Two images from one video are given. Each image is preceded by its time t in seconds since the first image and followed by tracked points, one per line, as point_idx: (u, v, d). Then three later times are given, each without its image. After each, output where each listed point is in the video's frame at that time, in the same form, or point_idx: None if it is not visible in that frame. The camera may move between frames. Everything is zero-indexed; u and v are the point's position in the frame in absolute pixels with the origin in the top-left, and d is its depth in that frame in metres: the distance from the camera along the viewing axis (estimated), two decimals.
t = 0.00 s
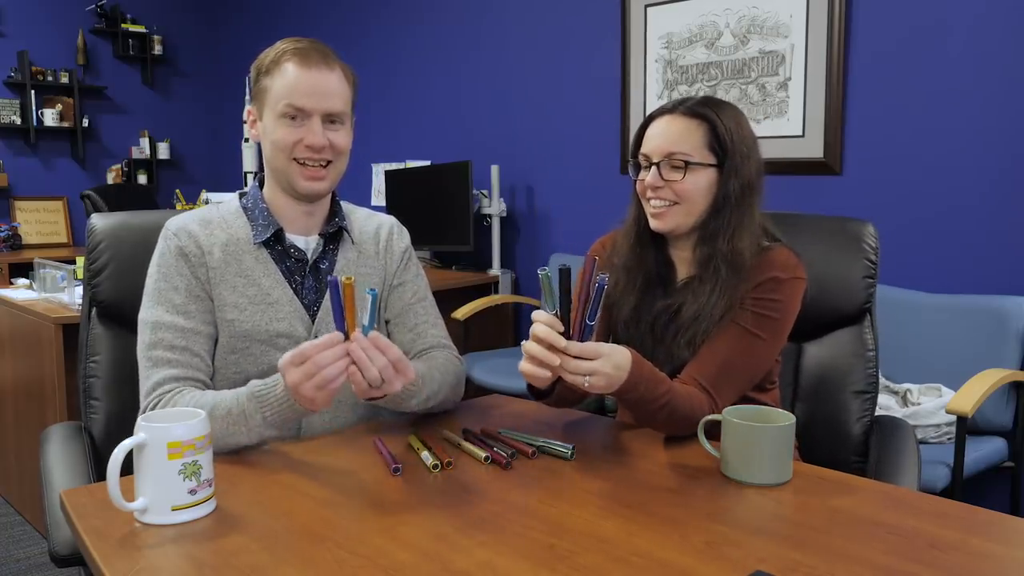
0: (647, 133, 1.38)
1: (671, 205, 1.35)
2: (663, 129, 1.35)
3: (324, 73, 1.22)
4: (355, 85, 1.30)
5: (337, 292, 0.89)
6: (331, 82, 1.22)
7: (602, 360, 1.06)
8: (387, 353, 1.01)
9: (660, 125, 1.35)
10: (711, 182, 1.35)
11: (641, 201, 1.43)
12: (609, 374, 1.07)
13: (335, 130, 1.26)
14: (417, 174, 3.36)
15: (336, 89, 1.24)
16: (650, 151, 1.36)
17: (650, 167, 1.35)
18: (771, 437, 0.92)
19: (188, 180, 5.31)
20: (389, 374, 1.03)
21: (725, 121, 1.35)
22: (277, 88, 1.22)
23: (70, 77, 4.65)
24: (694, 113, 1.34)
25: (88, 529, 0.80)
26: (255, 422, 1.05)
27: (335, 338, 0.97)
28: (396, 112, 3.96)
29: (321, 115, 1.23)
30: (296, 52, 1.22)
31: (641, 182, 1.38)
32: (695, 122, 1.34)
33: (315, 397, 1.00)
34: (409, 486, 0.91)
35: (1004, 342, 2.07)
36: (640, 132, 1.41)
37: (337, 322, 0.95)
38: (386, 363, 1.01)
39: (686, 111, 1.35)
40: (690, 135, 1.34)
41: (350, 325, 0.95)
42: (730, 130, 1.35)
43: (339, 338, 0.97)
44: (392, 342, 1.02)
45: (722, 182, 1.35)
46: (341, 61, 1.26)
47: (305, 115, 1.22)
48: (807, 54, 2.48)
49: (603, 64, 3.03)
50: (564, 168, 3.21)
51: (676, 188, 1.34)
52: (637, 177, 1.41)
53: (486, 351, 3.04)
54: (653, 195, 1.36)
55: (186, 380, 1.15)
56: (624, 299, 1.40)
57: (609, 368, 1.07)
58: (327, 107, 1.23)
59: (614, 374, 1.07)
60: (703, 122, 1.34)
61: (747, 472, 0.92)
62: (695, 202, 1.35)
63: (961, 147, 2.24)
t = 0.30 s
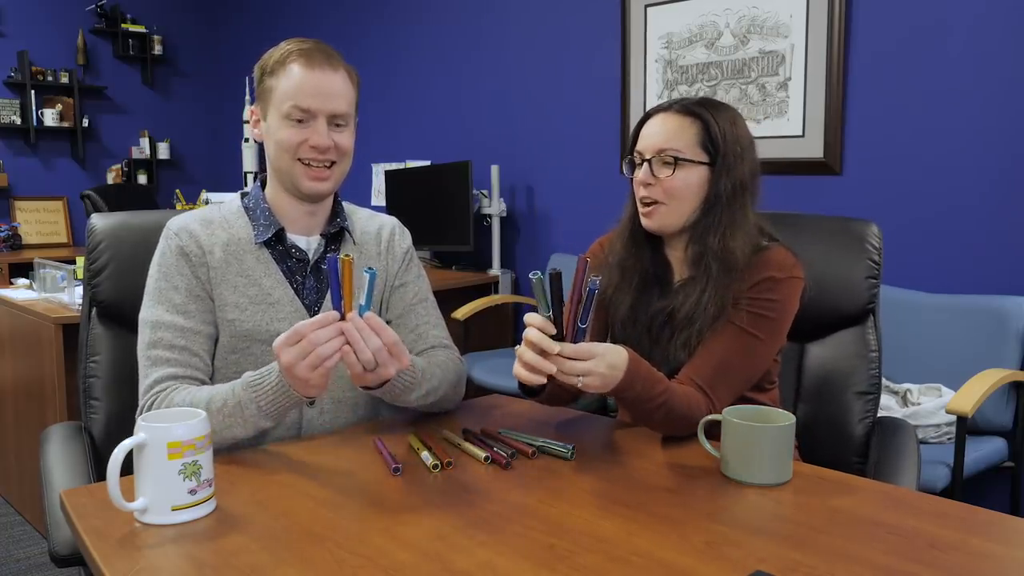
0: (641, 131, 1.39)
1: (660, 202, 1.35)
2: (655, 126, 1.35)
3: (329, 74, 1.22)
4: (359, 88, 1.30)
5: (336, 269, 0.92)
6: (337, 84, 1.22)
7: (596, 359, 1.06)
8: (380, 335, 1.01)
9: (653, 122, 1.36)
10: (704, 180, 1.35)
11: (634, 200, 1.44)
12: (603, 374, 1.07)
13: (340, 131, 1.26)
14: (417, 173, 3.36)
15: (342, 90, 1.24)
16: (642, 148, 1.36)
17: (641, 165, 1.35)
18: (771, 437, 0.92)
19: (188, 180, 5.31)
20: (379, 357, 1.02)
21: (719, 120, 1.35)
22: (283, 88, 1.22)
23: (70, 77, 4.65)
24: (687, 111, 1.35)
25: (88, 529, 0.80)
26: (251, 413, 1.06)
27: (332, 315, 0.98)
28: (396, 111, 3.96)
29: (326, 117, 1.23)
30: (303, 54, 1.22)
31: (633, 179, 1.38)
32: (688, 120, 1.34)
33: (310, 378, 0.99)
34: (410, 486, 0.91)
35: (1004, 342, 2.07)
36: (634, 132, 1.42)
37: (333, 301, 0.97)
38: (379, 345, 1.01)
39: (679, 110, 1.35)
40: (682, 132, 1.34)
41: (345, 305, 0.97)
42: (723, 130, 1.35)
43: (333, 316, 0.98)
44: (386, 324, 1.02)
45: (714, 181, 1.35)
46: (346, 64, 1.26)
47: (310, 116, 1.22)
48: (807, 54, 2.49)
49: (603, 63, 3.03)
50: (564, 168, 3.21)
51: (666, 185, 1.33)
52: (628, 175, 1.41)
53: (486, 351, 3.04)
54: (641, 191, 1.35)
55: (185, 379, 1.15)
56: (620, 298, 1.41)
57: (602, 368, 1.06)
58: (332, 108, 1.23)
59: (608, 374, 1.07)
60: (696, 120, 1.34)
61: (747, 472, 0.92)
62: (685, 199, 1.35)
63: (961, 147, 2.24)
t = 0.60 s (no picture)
0: (642, 135, 1.39)
1: (664, 204, 1.35)
2: (657, 129, 1.35)
3: (347, 75, 1.26)
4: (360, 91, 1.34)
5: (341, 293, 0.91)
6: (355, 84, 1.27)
7: (595, 360, 1.06)
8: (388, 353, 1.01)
9: (655, 125, 1.35)
10: (706, 181, 1.35)
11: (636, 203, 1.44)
12: (601, 377, 1.07)
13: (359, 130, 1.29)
14: (417, 173, 3.36)
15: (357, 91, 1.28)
16: (644, 151, 1.35)
17: (643, 168, 1.35)
18: (771, 436, 0.92)
19: (188, 180, 5.31)
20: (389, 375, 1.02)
21: (721, 120, 1.35)
22: (307, 89, 1.23)
23: (70, 77, 4.65)
24: (688, 113, 1.35)
25: (88, 529, 0.80)
26: (251, 421, 1.05)
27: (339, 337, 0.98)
28: (396, 111, 3.96)
29: (349, 114, 1.26)
30: (320, 53, 1.25)
31: (635, 182, 1.37)
32: (689, 121, 1.34)
33: (312, 399, 1.00)
34: (409, 487, 0.91)
35: (1003, 342, 2.07)
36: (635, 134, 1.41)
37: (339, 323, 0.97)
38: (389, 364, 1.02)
39: (681, 111, 1.35)
40: (684, 134, 1.33)
41: (352, 327, 0.97)
42: (725, 130, 1.35)
43: (340, 339, 0.98)
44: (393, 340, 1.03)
45: (717, 183, 1.35)
46: (353, 65, 1.31)
47: (337, 115, 1.25)
48: (807, 54, 2.48)
49: (604, 63, 3.03)
50: (564, 168, 3.21)
51: (669, 188, 1.33)
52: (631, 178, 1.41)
53: (486, 351, 3.04)
54: (646, 195, 1.35)
55: (182, 384, 1.16)
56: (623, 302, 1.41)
57: (601, 371, 1.06)
58: (354, 108, 1.27)
59: (607, 376, 1.07)
60: (697, 121, 1.34)
61: (747, 472, 0.92)
62: (687, 201, 1.35)
63: (961, 147, 2.24)
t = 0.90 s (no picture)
0: (643, 143, 1.38)
1: (668, 214, 1.35)
2: (658, 138, 1.34)
3: (353, 76, 1.30)
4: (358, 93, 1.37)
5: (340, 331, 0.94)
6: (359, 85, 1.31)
7: (605, 360, 1.03)
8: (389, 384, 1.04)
9: (657, 133, 1.34)
10: (709, 192, 1.34)
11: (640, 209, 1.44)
12: (609, 376, 1.04)
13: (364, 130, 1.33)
14: (417, 173, 3.36)
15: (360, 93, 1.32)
16: (646, 161, 1.35)
17: (646, 178, 1.35)
18: (771, 437, 0.92)
19: (188, 180, 5.30)
20: (393, 404, 1.04)
21: (722, 127, 1.33)
22: (319, 89, 1.26)
23: (70, 77, 4.65)
24: (689, 120, 1.32)
25: (88, 529, 0.80)
26: (245, 437, 1.03)
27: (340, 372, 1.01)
28: (396, 112, 3.96)
29: (357, 113, 1.30)
30: (327, 54, 1.29)
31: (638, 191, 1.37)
32: (691, 130, 1.32)
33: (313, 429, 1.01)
34: (410, 487, 0.91)
35: (1003, 342, 2.07)
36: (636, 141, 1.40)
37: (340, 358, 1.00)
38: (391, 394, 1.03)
39: (684, 118, 1.33)
40: (686, 144, 1.32)
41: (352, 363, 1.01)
42: (727, 136, 1.34)
43: (341, 372, 1.00)
44: (393, 372, 1.05)
45: (720, 192, 1.35)
46: (354, 66, 1.35)
47: (348, 115, 1.28)
48: (807, 54, 2.48)
49: (603, 62, 3.02)
50: (564, 168, 3.21)
51: (672, 199, 1.33)
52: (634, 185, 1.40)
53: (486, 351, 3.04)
54: (648, 207, 1.36)
55: (174, 390, 1.16)
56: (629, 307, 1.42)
57: (609, 372, 1.04)
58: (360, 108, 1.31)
59: (614, 376, 1.05)
60: (699, 130, 1.32)
61: (747, 472, 0.92)
62: (690, 210, 1.34)
63: (961, 147, 2.24)
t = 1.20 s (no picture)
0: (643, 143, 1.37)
1: (666, 214, 1.34)
2: (656, 138, 1.34)
3: (342, 67, 1.26)
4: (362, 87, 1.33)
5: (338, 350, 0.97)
6: (350, 77, 1.26)
7: (601, 362, 1.03)
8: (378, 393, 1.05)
9: (657, 134, 1.34)
10: (708, 195, 1.34)
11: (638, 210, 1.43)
12: (608, 377, 1.04)
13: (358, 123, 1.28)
14: (417, 173, 3.36)
15: (353, 85, 1.27)
16: (645, 160, 1.34)
17: (644, 177, 1.34)
18: (770, 437, 0.92)
19: (188, 180, 5.30)
20: (382, 411, 1.06)
21: (722, 128, 1.33)
22: (302, 84, 1.23)
23: (70, 78, 4.65)
24: (688, 121, 1.33)
25: (88, 529, 0.80)
26: (234, 439, 1.02)
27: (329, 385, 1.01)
28: (396, 112, 3.96)
29: (346, 107, 1.25)
30: (315, 48, 1.26)
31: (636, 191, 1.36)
32: (692, 131, 1.32)
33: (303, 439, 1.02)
34: (410, 486, 0.91)
35: (1004, 342, 2.07)
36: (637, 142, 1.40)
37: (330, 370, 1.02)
38: (380, 402, 1.05)
39: (685, 119, 1.33)
40: (684, 147, 1.32)
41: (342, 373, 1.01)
42: (727, 137, 1.34)
43: (329, 385, 1.01)
44: (384, 383, 1.06)
45: (719, 196, 1.34)
46: (352, 59, 1.31)
47: (333, 109, 1.24)
48: (807, 54, 2.49)
49: (603, 63, 3.02)
50: (564, 168, 3.21)
51: (670, 199, 1.32)
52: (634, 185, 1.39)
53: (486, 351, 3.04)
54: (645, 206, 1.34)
55: (168, 388, 1.16)
56: (627, 308, 1.42)
57: (608, 372, 1.04)
58: (350, 101, 1.26)
59: (613, 376, 1.05)
60: (700, 132, 1.32)
61: (748, 472, 0.92)
62: (688, 212, 1.33)
63: (961, 147, 2.24)
